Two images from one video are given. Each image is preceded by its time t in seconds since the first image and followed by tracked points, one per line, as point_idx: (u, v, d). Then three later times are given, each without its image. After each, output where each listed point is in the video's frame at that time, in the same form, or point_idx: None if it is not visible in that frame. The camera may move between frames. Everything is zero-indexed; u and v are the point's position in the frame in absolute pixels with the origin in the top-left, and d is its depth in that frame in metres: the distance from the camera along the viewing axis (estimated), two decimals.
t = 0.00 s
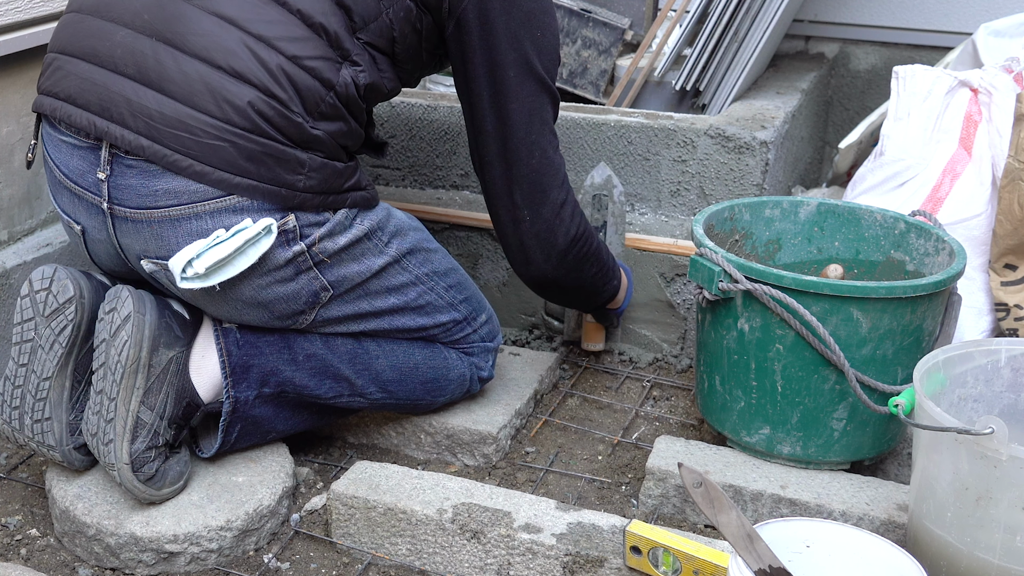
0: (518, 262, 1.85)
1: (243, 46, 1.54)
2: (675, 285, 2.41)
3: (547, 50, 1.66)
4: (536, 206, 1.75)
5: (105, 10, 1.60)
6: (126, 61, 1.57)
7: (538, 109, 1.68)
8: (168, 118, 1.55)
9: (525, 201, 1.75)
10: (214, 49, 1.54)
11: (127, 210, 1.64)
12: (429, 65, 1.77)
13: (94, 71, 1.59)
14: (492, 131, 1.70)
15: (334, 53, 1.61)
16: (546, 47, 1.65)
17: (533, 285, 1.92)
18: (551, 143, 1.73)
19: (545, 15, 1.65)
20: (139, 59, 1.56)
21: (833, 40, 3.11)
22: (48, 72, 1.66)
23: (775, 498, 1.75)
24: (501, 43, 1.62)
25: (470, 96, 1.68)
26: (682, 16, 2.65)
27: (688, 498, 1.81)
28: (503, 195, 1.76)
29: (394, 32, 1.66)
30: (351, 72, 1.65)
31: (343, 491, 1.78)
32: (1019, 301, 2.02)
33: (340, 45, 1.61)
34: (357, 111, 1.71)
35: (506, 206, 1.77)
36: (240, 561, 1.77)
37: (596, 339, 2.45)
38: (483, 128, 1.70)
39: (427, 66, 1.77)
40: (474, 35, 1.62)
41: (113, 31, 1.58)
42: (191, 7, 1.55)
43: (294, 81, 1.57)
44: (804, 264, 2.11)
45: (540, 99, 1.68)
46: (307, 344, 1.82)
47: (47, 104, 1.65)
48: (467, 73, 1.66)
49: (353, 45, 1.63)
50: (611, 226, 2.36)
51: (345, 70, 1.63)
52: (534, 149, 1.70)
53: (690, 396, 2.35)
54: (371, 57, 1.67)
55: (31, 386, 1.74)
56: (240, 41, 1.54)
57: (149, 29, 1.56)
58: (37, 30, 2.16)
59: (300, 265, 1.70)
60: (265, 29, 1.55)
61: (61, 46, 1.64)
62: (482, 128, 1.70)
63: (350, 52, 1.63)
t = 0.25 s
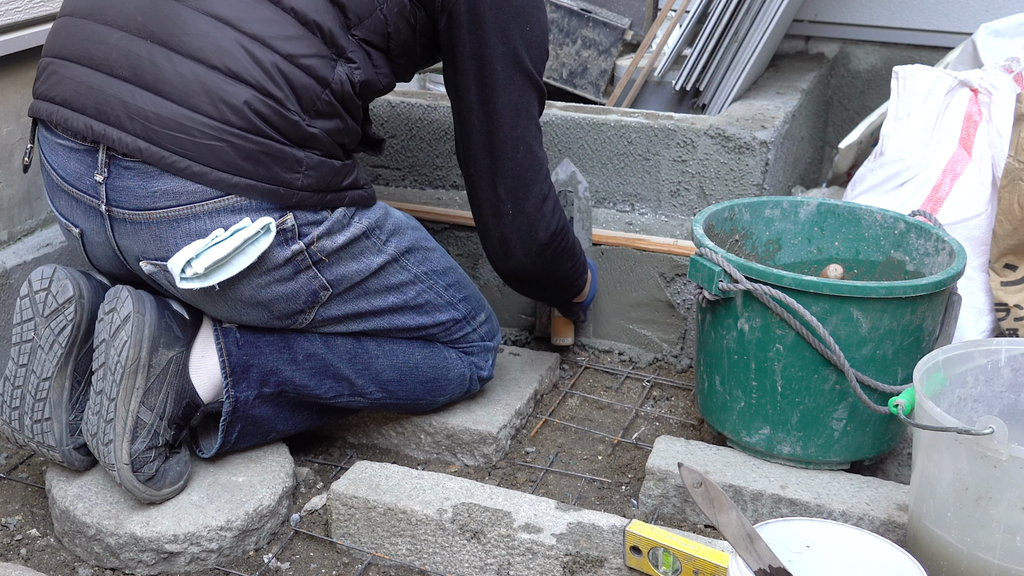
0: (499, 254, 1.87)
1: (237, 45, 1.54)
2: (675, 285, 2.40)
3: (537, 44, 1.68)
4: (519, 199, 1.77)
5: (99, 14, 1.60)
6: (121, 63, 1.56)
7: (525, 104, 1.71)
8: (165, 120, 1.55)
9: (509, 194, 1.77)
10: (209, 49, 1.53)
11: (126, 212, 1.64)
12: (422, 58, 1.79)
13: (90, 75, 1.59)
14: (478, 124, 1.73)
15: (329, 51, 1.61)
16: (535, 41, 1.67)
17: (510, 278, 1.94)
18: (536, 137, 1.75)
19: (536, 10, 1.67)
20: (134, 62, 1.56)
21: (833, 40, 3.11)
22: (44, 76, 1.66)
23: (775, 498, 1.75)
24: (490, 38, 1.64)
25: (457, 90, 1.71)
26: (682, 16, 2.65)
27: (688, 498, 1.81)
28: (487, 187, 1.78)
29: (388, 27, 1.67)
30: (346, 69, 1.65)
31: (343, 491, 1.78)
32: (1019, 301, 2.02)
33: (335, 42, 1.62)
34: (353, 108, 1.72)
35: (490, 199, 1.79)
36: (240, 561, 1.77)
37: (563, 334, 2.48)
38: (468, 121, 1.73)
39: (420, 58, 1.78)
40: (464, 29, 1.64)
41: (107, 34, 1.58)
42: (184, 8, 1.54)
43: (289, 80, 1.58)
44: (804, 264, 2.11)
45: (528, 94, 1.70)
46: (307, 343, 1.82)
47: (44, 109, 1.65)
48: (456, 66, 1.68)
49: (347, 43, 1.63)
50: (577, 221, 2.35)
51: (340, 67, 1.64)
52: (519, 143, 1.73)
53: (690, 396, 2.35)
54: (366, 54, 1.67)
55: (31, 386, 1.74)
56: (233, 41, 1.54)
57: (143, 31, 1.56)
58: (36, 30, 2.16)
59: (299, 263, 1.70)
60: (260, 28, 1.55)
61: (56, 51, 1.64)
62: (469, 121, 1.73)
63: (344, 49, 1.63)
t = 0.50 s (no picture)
0: (483, 247, 1.88)
1: (233, 44, 1.54)
2: (675, 285, 2.40)
3: (527, 39, 1.69)
4: (505, 193, 1.79)
5: (95, 15, 1.61)
6: (118, 65, 1.56)
7: (514, 99, 1.71)
8: (163, 120, 1.55)
9: (496, 188, 1.78)
10: (206, 48, 1.54)
11: (124, 211, 1.64)
12: (417, 54, 1.79)
13: (87, 76, 1.59)
14: (467, 117, 1.73)
15: (325, 48, 1.62)
16: (525, 36, 1.68)
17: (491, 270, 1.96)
18: (524, 132, 1.76)
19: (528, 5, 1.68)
20: (131, 63, 1.56)
21: (833, 40, 3.11)
22: (40, 79, 1.66)
23: (775, 498, 1.75)
24: (481, 32, 1.65)
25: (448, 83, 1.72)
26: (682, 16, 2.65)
27: (688, 498, 1.81)
28: (473, 180, 1.79)
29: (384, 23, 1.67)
30: (343, 66, 1.65)
31: (343, 491, 1.78)
32: (1019, 301, 2.02)
33: (331, 39, 1.62)
34: (350, 106, 1.72)
35: (476, 191, 1.81)
36: (240, 561, 1.77)
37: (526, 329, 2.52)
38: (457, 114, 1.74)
39: (415, 53, 1.78)
40: (456, 22, 1.64)
41: (103, 35, 1.58)
42: (180, 7, 1.55)
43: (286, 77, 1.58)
44: (804, 264, 2.11)
45: (517, 89, 1.71)
46: (307, 343, 1.82)
47: (41, 111, 1.65)
48: (447, 59, 1.69)
49: (343, 39, 1.64)
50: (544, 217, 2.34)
51: (336, 64, 1.64)
52: (507, 138, 1.74)
53: (690, 396, 2.35)
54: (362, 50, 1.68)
55: (31, 385, 1.74)
56: (229, 40, 1.54)
57: (139, 32, 1.56)
58: (36, 30, 2.16)
59: (299, 261, 1.70)
60: (256, 27, 1.55)
61: (52, 53, 1.64)
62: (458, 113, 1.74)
63: (341, 46, 1.64)
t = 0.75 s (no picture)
0: (469, 239, 1.97)
1: (231, 44, 1.55)
2: (675, 285, 2.40)
3: (518, 39, 1.79)
4: (494, 185, 1.89)
5: (91, 16, 1.61)
6: (115, 66, 1.56)
7: (505, 95, 1.82)
8: (161, 121, 1.55)
9: (485, 181, 1.89)
10: (204, 49, 1.54)
11: (124, 212, 1.64)
12: (411, 51, 1.84)
13: (84, 79, 1.59)
14: (458, 113, 1.83)
15: (322, 48, 1.64)
16: (516, 36, 1.78)
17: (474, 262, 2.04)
18: (512, 129, 1.86)
19: (518, 6, 1.78)
20: (129, 64, 1.56)
21: (833, 40, 3.11)
22: (38, 81, 1.66)
23: (775, 498, 1.75)
24: (475, 31, 1.74)
25: (440, 80, 1.81)
26: (682, 16, 2.65)
27: (688, 498, 1.81)
28: (462, 173, 1.88)
29: (380, 21, 1.71)
30: (340, 65, 1.67)
31: (343, 491, 1.78)
32: (1019, 301, 2.03)
33: (328, 38, 1.64)
34: (347, 104, 1.74)
35: (465, 186, 1.90)
36: (240, 561, 1.77)
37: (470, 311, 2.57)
38: (449, 110, 1.83)
39: (409, 49, 1.82)
40: (451, 22, 1.73)
41: (100, 37, 1.59)
42: (176, 8, 1.55)
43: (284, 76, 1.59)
44: (804, 264, 2.11)
45: (507, 87, 1.82)
46: (307, 342, 1.83)
47: (39, 114, 1.65)
48: (440, 58, 1.78)
49: (340, 38, 1.66)
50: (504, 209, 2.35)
51: (334, 63, 1.66)
52: (498, 134, 1.84)
53: (690, 396, 2.35)
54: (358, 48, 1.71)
55: (31, 385, 1.74)
56: (226, 40, 1.55)
57: (136, 33, 1.56)
58: (36, 30, 2.16)
59: (298, 260, 1.70)
60: (255, 27, 1.57)
61: (48, 56, 1.65)
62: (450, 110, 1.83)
63: (338, 45, 1.66)
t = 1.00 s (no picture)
0: (466, 232, 2.00)
1: (232, 45, 1.55)
2: (675, 285, 2.40)
3: (513, 33, 1.82)
4: (492, 178, 1.93)
5: (90, 18, 1.61)
6: (115, 68, 1.56)
7: (501, 89, 1.85)
8: (161, 122, 1.55)
9: (484, 174, 1.92)
10: (204, 50, 1.54)
11: (125, 212, 1.63)
12: (407, 47, 1.84)
13: (84, 80, 1.59)
14: (457, 108, 1.86)
15: (321, 48, 1.64)
16: (512, 30, 1.82)
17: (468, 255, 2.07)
18: (508, 121, 1.90)
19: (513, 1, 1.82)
20: (128, 65, 1.56)
21: (833, 40, 3.11)
22: (37, 83, 1.66)
23: (775, 498, 1.75)
24: (473, 27, 1.77)
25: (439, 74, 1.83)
26: (682, 16, 2.65)
27: (687, 498, 1.81)
28: (461, 165, 1.90)
29: (377, 19, 1.70)
30: (340, 65, 1.68)
31: (343, 491, 1.78)
32: (1019, 301, 2.03)
33: (327, 38, 1.64)
34: (347, 102, 1.74)
35: (463, 180, 1.92)
36: (240, 561, 1.77)
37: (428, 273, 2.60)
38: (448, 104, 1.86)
39: (405, 46, 1.82)
40: (449, 18, 1.76)
41: (99, 39, 1.59)
42: (176, 9, 1.55)
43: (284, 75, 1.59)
44: (804, 264, 2.10)
45: (504, 81, 1.85)
46: (307, 342, 1.83)
47: (39, 116, 1.66)
48: (439, 53, 1.81)
49: (339, 38, 1.66)
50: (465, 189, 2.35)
51: (333, 63, 1.66)
52: (496, 127, 1.87)
53: (690, 396, 2.35)
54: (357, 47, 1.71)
55: (31, 385, 1.74)
56: (226, 41, 1.55)
57: (135, 35, 1.56)
58: (36, 30, 2.16)
59: (298, 260, 1.70)
60: (257, 28, 1.57)
61: (47, 57, 1.65)
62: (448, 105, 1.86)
63: (338, 44, 1.66)
